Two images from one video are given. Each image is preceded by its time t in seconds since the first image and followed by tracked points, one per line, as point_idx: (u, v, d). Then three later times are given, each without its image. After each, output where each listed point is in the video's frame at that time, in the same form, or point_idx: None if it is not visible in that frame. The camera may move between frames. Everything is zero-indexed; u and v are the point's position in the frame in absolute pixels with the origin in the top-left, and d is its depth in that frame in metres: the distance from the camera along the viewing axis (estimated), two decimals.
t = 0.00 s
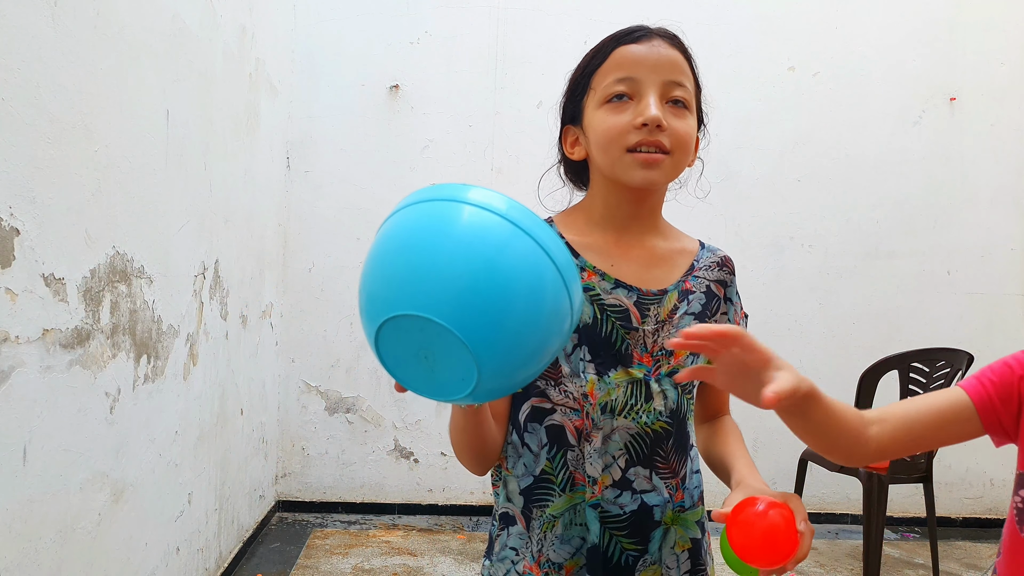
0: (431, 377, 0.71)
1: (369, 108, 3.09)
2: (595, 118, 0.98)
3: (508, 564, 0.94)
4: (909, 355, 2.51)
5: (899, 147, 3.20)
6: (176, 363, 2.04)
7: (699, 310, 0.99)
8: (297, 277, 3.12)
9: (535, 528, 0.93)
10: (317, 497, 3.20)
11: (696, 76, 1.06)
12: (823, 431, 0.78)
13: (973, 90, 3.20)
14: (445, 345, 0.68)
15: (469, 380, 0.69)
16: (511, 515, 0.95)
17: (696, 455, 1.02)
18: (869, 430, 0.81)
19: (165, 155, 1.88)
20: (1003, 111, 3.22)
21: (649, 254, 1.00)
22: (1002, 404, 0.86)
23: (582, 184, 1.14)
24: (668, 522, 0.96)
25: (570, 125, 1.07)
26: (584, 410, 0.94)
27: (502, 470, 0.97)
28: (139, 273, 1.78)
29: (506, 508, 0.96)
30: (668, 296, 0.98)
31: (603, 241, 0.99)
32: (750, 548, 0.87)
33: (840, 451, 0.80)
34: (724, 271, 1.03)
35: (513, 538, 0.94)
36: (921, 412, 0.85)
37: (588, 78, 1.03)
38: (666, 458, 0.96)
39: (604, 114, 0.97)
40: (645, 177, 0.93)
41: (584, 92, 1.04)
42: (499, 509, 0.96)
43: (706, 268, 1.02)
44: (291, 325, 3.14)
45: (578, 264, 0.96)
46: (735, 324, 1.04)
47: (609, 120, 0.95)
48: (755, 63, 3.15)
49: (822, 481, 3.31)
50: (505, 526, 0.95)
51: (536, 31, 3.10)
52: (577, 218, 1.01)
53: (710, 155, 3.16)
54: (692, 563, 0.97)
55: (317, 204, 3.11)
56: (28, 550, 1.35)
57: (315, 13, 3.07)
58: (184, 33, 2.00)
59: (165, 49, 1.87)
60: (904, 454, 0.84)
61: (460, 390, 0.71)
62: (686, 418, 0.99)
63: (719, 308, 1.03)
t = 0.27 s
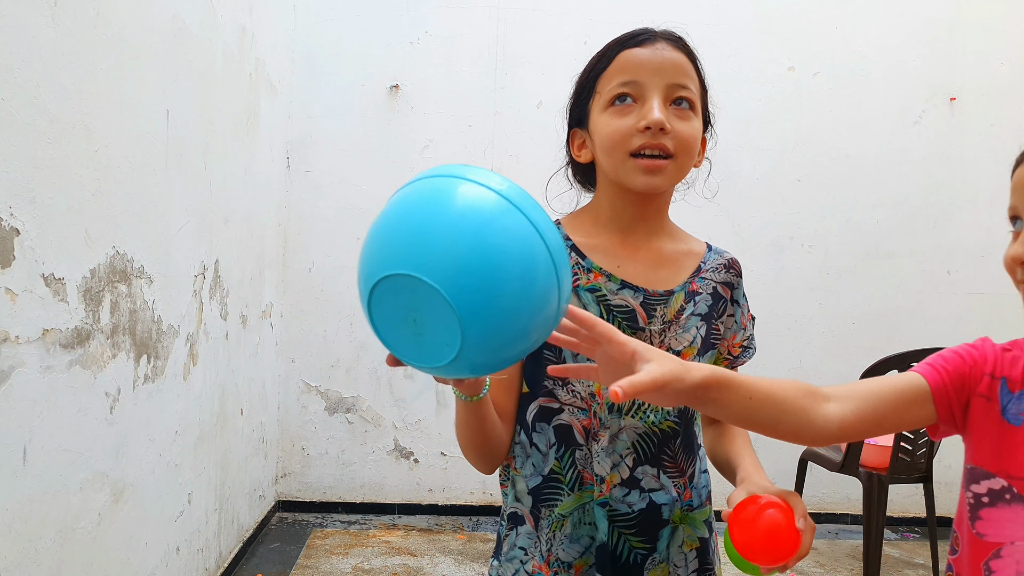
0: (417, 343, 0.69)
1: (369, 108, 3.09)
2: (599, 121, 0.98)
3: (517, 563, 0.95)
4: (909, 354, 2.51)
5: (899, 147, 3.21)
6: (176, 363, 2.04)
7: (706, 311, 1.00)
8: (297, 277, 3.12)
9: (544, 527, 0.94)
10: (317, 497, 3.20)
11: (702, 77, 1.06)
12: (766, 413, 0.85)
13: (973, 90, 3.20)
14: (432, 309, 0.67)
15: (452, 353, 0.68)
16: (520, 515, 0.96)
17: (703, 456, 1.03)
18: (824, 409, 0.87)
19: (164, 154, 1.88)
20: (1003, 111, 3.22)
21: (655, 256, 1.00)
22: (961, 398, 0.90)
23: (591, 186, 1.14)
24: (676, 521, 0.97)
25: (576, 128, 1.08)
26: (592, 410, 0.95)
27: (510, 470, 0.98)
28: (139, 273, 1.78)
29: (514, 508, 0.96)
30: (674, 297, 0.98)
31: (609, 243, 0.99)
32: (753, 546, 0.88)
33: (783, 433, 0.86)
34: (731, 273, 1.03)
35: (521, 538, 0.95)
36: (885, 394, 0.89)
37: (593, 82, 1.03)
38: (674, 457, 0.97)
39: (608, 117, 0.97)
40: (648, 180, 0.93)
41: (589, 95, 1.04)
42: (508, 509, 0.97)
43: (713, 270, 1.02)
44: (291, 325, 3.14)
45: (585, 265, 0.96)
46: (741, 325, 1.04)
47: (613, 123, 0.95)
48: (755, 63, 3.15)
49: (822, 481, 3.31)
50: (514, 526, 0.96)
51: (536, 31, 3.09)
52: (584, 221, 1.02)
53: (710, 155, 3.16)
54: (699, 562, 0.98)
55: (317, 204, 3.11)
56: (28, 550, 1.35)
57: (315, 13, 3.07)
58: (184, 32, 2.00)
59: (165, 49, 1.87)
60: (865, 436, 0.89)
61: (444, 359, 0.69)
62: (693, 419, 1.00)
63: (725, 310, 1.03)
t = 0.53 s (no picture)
0: (432, 447, 0.72)
1: (369, 107, 3.09)
2: (604, 123, 0.98)
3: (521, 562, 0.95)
4: (909, 354, 2.51)
5: (899, 147, 3.21)
6: (176, 363, 2.04)
7: (711, 313, 1.00)
8: (297, 277, 3.12)
9: (550, 526, 0.95)
10: (317, 497, 3.20)
11: (709, 78, 1.06)
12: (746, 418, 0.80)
13: (973, 91, 3.20)
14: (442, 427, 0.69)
15: (468, 450, 0.70)
16: (525, 513, 0.96)
17: (709, 456, 1.02)
18: (818, 420, 0.82)
19: (164, 154, 1.88)
20: (1003, 111, 3.22)
21: (660, 257, 1.00)
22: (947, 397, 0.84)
23: (600, 188, 1.14)
24: (681, 520, 0.96)
25: (583, 130, 1.08)
26: (596, 410, 0.96)
27: (516, 469, 0.98)
28: (139, 273, 1.78)
29: (520, 506, 0.97)
30: (679, 299, 0.98)
31: (614, 245, 1.00)
32: (743, 551, 0.87)
33: (769, 443, 0.81)
34: (738, 275, 1.03)
35: (527, 536, 0.95)
36: (874, 401, 0.84)
37: (598, 85, 1.03)
38: (678, 457, 0.97)
39: (613, 119, 0.97)
40: (652, 178, 0.93)
41: (596, 97, 1.04)
42: (513, 507, 0.97)
43: (720, 272, 1.02)
44: (291, 325, 3.14)
45: (589, 267, 0.97)
46: (749, 328, 1.03)
47: (617, 124, 0.96)
48: (755, 63, 3.15)
49: (822, 480, 3.31)
50: (519, 524, 0.96)
51: (536, 31, 3.09)
52: (591, 222, 1.02)
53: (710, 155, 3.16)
54: (705, 561, 0.97)
55: (317, 204, 3.11)
56: (28, 550, 1.35)
57: (315, 13, 3.07)
58: (184, 32, 2.00)
59: (165, 48, 1.87)
60: (867, 448, 0.83)
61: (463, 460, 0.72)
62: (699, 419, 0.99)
63: (732, 312, 1.02)
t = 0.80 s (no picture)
0: None
1: (369, 108, 3.10)
2: (607, 126, 0.98)
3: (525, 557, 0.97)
4: (909, 355, 2.51)
5: (899, 147, 3.21)
6: (176, 363, 2.04)
7: (714, 314, 0.99)
8: (297, 277, 3.13)
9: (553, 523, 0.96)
10: (317, 497, 3.20)
11: (712, 78, 1.05)
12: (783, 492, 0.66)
13: (974, 90, 3.20)
14: None
15: None
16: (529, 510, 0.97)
17: (713, 455, 1.01)
18: (852, 480, 0.68)
19: (164, 154, 1.88)
20: (1003, 111, 3.22)
21: (664, 259, 1.00)
22: (962, 409, 0.74)
23: (604, 189, 1.14)
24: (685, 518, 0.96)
25: (588, 132, 1.08)
26: (599, 409, 0.94)
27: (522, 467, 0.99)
28: (139, 273, 1.78)
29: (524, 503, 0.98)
30: (682, 300, 0.98)
31: (618, 248, 1.00)
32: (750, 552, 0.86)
33: (811, 511, 0.66)
34: (741, 276, 1.03)
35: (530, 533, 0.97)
36: (896, 437, 0.71)
37: (602, 87, 1.03)
38: (682, 456, 0.96)
39: (616, 123, 0.97)
40: (655, 182, 0.93)
41: (599, 99, 1.04)
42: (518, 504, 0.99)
43: (723, 273, 1.01)
44: (291, 325, 3.14)
45: (592, 270, 0.97)
46: (752, 327, 1.03)
47: (621, 128, 0.96)
48: (755, 64, 3.15)
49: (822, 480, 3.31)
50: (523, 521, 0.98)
51: (536, 31, 3.09)
52: (595, 225, 1.02)
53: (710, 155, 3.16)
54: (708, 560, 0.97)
55: (317, 205, 3.11)
56: (28, 550, 1.35)
57: (315, 13, 3.07)
58: (184, 32, 2.00)
59: (165, 48, 1.87)
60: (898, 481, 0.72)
61: None
62: (703, 419, 0.97)
63: (735, 313, 1.02)
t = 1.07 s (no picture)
0: None
1: (369, 107, 3.10)
2: (609, 125, 0.98)
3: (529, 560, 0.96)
4: (909, 355, 2.51)
5: (899, 147, 3.21)
6: (176, 363, 2.04)
7: (717, 314, 1.00)
8: (297, 277, 3.13)
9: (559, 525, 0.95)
10: (317, 497, 3.20)
11: (712, 78, 1.06)
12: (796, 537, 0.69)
13: (973, 90, 3.20)
14: None
15: None
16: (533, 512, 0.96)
17: (715, 454, 1.02)
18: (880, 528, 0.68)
19: (164, 154, 1.88)
20: (1003, 111, 3.22)
21: (667, 258, 1.00)
22: (978, 420, 0.71)
23: (605, 188, 1.13)
24: (688, 517, 0.97)
25: (588, 131, 1.07)
26: (605, 411, 0.94)
27: (525, 468, 0.98)
28: (139, 273, 1.78)
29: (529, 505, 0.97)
30: (686, 301, 0.98)
31: (621, 248, 0.99)
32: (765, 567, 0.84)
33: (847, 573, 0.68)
34: (743, 276, 1.03)
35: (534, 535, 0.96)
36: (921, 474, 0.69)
37: (602, 86, 1.03)
38: (685, 456, 0.96)
39: (618, 121, 0.97)
40: (659, 181, 0.93)
41: (599, 99, 1.04)
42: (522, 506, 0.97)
43: (726, 273, 1.02)
44: (291, 325, 3.14)
45: (596, 272, 0.97)
46: (754, 327, 1.03)
47: (623, 127, 0.95)
48: (755, 64, 3.15)
49: (822, 480, 3.31)
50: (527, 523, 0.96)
51: (536, 31, 3.09)
52: (597, 224, 1.01)
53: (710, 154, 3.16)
54: (710, 559, 0.99)
55: (317, 204, 3.11)
56: (28, 550, 1.35)
57: (315, 13, 3.07)
58: (184, 32, 2.00)
59: (165, 48, 1.87)
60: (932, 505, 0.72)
61: None
62: (705, 419, 0.98)
63: (736, 312, 1.03)
